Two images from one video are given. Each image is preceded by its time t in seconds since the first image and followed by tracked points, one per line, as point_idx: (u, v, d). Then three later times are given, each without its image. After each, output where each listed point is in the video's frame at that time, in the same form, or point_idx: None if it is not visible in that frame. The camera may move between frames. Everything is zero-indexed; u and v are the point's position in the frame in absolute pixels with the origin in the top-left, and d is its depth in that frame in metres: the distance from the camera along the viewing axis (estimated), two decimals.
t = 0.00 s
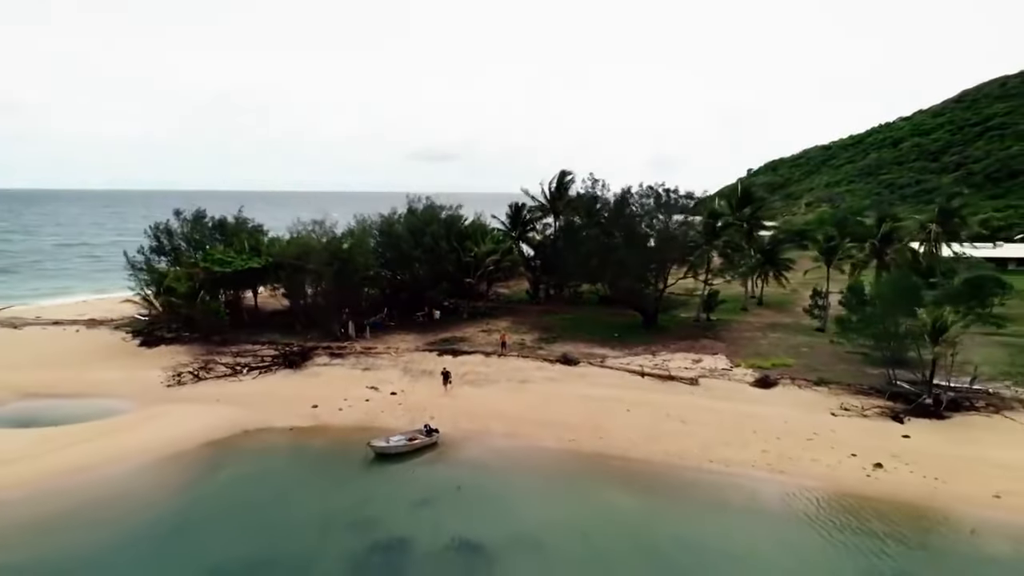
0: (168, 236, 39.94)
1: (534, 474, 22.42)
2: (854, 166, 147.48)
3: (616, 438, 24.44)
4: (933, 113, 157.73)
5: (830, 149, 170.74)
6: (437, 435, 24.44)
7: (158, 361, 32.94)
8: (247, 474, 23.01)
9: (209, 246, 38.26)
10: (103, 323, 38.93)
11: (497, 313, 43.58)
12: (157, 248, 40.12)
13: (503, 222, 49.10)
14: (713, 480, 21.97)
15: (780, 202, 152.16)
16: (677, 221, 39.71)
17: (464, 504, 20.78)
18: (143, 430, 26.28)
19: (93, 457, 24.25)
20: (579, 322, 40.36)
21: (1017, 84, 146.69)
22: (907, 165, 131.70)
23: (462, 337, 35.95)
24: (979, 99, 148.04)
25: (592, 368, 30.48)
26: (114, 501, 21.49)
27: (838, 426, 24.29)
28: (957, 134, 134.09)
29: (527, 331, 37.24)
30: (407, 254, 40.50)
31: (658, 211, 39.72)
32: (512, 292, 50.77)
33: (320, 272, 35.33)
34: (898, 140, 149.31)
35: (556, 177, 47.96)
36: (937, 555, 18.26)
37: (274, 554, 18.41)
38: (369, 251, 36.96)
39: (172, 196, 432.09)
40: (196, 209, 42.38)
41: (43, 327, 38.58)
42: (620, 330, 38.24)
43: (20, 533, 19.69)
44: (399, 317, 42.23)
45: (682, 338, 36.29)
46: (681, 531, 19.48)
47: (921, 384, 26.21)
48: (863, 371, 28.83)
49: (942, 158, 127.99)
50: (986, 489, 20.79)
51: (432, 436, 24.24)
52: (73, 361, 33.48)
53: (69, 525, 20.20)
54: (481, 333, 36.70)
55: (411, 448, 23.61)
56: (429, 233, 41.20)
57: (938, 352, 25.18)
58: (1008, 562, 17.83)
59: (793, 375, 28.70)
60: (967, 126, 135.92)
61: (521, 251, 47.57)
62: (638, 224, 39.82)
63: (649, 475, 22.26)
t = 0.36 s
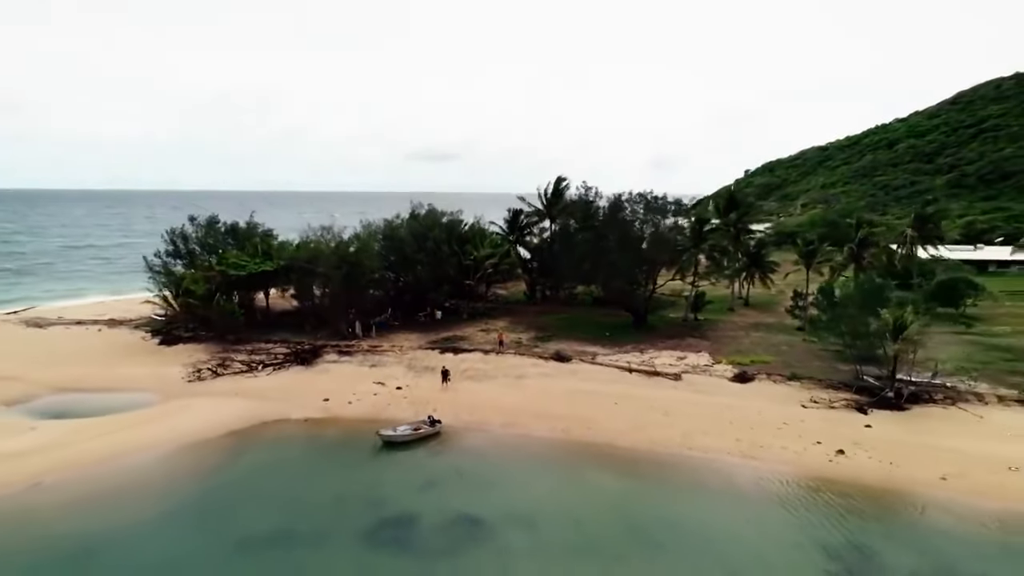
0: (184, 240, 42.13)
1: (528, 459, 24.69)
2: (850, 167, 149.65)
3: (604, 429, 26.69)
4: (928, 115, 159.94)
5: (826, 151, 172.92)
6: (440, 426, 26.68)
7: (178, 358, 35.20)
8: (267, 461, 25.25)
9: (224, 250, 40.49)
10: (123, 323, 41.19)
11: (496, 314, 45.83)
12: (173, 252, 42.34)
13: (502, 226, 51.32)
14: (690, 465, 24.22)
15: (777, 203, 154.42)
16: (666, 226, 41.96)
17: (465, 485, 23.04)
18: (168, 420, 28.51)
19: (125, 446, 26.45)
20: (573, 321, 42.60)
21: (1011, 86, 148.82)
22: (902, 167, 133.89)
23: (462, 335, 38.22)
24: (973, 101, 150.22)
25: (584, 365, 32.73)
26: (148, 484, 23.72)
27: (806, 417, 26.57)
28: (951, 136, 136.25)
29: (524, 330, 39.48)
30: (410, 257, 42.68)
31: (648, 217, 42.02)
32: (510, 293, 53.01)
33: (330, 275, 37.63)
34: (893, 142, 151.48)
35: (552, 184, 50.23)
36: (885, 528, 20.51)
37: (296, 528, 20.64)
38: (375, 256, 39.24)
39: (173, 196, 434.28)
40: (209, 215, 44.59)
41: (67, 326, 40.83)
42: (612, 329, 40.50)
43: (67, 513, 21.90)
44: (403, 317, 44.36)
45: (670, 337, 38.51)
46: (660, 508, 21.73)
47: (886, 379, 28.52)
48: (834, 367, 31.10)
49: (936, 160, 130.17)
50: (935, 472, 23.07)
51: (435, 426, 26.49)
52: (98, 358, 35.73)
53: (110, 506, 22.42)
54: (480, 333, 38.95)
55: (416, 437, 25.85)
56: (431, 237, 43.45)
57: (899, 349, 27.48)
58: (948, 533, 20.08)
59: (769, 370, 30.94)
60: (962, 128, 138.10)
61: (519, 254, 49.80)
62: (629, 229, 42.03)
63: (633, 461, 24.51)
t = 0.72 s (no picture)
0: (198, 245, 44.41)
1: (522, 448, 26.93)
2: (845, 169, 151.89)
3: (593, 422, 28.96)
4: (923, 117, 162.07)
5: (823, 152, 175.20)
6: (442, 418, 28.96)
7: (196, 357, 37.46)
8: (284, 450, 27.49)
9: (236, 254, 42.75)
10: (141, 323, 43.47)
11: (494, 314, 48.06)
12: (187, 256, 44.55)
13: (500, 231, 53.59)
14: (672, 453, 26.49)
15: (773, 204, 156.75)
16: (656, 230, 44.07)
17: (465, 471, 25.27)
18: (191, 413, 30.75)
19: (153, 435, 28.68)
20: (568, 322, 44.80)
21: (1005, 88, 150.94)
22: (896, 169, 136.08)
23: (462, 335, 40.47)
24: (967, 104, 152.43)
25: (576, 363, 35.04)
26: (177, 469, 25.96)
27: (779, 411, 28.89)
28: (945, 138, 138.49)
29: (520, 330, 41.70)
30: (412, 260, 44.71)
31: (640, 223, 44.47)
32: (508, 295, 55.21)
33: (338, 279, 40.04)
34: (888, 144, 153.76)
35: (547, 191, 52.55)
36: (842, 507, 22.74)
37: (313, 507, 22.86)
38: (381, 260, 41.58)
39: (176, 197, 436.70)
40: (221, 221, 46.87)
41: (88, 327, 43.10)
42: (604, 329, 42.79)
43: (105, 493, 24.11)
44: (405, 317, 46.29)
45: (658, 337, 40.80)
46: (643, 491, 23.98)
47: (854, 375, 30.84)
48: (809, 364, 33.42)
49: (930, 162, 132.44)
50: (892, 459, 25.31)
51: (438, 418, 28.79)
52: (121, 356, 38.00)
53: (143, 487, 24.65)
54: (480, 333, 41.21)
55: (420, 428, 28.11)
56: (434, 242, 45.73)
57: (865, 347, 29.85)
58: (899, 511, 22.30)
59: (749, 368, 33.17)
60: (955, 130, 140.26)
61: (516, 258, 52.06)
62: (622, 234, 44.21)
63: (618, 450, 26.77)
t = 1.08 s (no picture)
0: (211, 250, 46.70)
1: (517, 441, 29.20)
2: (841, 171, 154.12)
3: (584, 416, 31.23)
4: (920, 119, 164.21)
5: (820, 154, 177.39)
6: (444, 413, 31.24)
7: (212, 356, 39.78)
8: (297, 441, 29.75)
9: (249, 258, 45.10)
10: (158, 324, 45.77)
11: (493, 316, 50.38)
12: (202, 260, 46.91)
13: (499, 236, 55.96)
14: (655, 445, 28.76)
15: (770, 206, 159.11)
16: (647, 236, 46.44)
17: (464, 461, 27.54)
18: (210, 406, 33.05)
19: (178, 426, 30.97)
20: (564, 323, 47.08)
21: (1000, 91, 152.98)
22: (891, 172, 138.26)
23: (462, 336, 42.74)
24: (963, 106, 154.60)
25: (570, 362, 37.32)
26: (201, 456, 28.25)
27: (757, 407, 31.19)
28: (940, 141, 140.60)
29: (518, 331, 43.98)
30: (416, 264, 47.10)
31: (631, 228, 46.73)
32: (506, 297, 57.55)
33: (345, 282, 42.35)
34: (884, 146, 155.92)
35: (544, 197, 54.90)
36: (807, 492, 25.00)
37: (325, 491, 25.13)
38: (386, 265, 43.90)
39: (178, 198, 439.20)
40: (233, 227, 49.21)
41: (108, 327, 45.46)
42: (598, 330, 45.08)
43: (137, 475, 26.40)
44: (408, 319, 48.63)
45: (649, 337, 43.09)
46: (627, 478, 26.26)
47: (827, 373, 33.14)
48: (787, 363, 35.77)
49: (924, 164, 134.69)
50: (856, 450, 27.57)
51: (440, 413, 31.10)
52: (142, 355, 40.30)
53: (172, 471, 26.93)
54: (479, 333, 43.50)
55: (423, 422, 30.39)
56: (436, 246, 48.04)
57: (837, 346, 32.25)
58: (858, 496, 24.55)
59: (731, 367, 35.40)
60: (950, 133, 142.39)
61: (514, 262, 54.38)
62: (614, 239, 46.56)
63: (606, 442, 29.04)
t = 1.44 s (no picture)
0: (224, 256, 49.07)
1: (514, 436, 31.50)
2: (837, 173, 156.42)
3: (576, 413, 33.54)
4: (915, 121, 166.43)
5: (817, 156, 179.71)
6: (446, 411, 33.54)
7: (226, 357, 42.09)
8: (310, 436, 32.05)
9: (259, 264, 47.41)
10: (174, 326, 48.14)
11: (491, 318, 52.70)
12: (215, 266, 49.27)
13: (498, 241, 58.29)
14: (641, 439, 31.06)
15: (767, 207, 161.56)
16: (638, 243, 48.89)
17: (465, 455, 29.81)
18: (227, 404, 35.31)
19: (200, 421, 33.29)
20: (559, 325, 49.47)
21: (994, 94, 155.19)
22: (885, 174, 140.57)
23: (462, 337, 45.09)
24: (958, 108, 156.71)
25: (565, 362, 39.67)
26: (221, 449, 30.51)
27: (737, 405, 33.51)
28: (934, 143, 142.86)
29: (515, 333, 46.32)
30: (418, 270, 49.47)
31: (623, 235, 49.14)
32: (505, 300, 59.87)
33: (352, 287, 44.74)
34: (879, 148, 158.16)
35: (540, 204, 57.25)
36: (778, 481, 27.29)
37: (336, 480, 27.43)
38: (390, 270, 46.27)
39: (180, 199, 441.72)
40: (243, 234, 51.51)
41: (126, 329, 47.79)
42: (591, 332, 47.44)
43: (163, 465, 28.64)
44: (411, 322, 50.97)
45: (639, 339, 45.46)
46: (614, 469, 28.56)
47: (804, 373, 35.48)
48: (768, 363, 38.14)
49: (919, 166, 136.91)
50: (826, 444, 29.91)
51: (443, 410, 33.42)
52: (160, 355, 42.65)
53: (195, 462, 29.12)
54: (478, 335, 45.81)
55: (427, 419, 32.69)
56: (438, 252, 50.40)
57: (812, 348, 34.63)
58: (825, 486, 26.83)
59: (715, 367, 37.75)
60: (944, 135, 144.67)
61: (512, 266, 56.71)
62: (607, 245, 48.93)
63: (596, 437, 31.34)
